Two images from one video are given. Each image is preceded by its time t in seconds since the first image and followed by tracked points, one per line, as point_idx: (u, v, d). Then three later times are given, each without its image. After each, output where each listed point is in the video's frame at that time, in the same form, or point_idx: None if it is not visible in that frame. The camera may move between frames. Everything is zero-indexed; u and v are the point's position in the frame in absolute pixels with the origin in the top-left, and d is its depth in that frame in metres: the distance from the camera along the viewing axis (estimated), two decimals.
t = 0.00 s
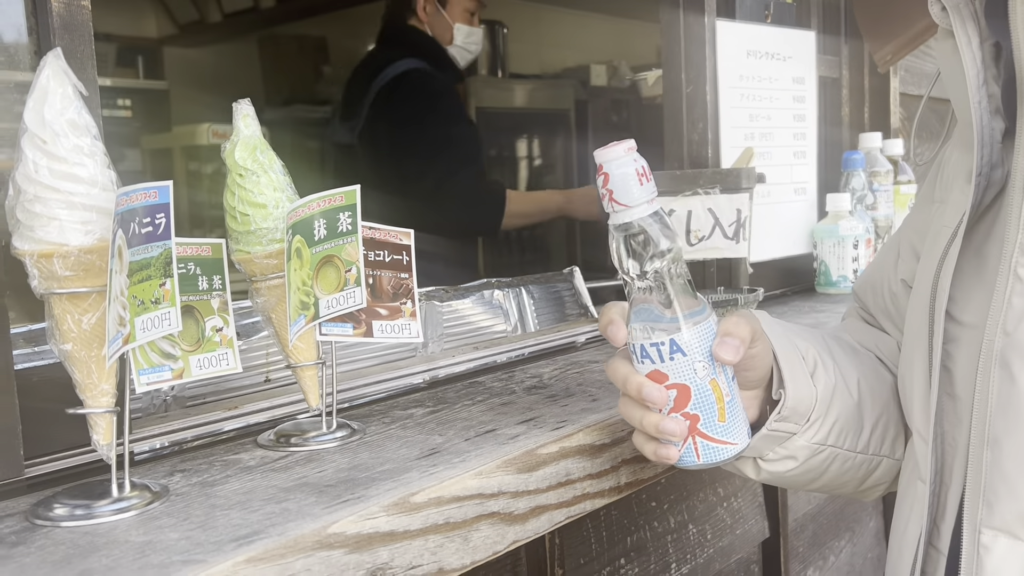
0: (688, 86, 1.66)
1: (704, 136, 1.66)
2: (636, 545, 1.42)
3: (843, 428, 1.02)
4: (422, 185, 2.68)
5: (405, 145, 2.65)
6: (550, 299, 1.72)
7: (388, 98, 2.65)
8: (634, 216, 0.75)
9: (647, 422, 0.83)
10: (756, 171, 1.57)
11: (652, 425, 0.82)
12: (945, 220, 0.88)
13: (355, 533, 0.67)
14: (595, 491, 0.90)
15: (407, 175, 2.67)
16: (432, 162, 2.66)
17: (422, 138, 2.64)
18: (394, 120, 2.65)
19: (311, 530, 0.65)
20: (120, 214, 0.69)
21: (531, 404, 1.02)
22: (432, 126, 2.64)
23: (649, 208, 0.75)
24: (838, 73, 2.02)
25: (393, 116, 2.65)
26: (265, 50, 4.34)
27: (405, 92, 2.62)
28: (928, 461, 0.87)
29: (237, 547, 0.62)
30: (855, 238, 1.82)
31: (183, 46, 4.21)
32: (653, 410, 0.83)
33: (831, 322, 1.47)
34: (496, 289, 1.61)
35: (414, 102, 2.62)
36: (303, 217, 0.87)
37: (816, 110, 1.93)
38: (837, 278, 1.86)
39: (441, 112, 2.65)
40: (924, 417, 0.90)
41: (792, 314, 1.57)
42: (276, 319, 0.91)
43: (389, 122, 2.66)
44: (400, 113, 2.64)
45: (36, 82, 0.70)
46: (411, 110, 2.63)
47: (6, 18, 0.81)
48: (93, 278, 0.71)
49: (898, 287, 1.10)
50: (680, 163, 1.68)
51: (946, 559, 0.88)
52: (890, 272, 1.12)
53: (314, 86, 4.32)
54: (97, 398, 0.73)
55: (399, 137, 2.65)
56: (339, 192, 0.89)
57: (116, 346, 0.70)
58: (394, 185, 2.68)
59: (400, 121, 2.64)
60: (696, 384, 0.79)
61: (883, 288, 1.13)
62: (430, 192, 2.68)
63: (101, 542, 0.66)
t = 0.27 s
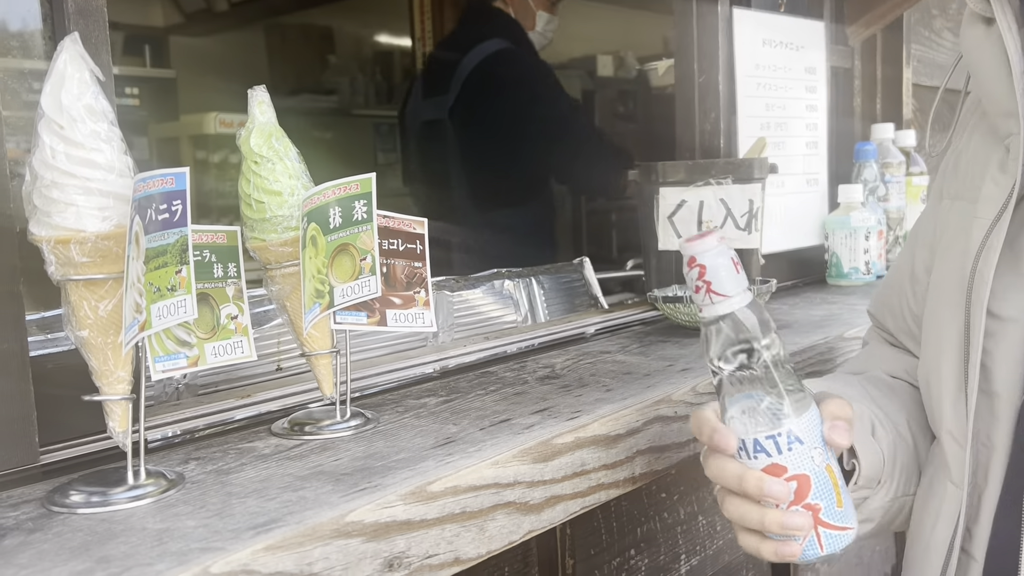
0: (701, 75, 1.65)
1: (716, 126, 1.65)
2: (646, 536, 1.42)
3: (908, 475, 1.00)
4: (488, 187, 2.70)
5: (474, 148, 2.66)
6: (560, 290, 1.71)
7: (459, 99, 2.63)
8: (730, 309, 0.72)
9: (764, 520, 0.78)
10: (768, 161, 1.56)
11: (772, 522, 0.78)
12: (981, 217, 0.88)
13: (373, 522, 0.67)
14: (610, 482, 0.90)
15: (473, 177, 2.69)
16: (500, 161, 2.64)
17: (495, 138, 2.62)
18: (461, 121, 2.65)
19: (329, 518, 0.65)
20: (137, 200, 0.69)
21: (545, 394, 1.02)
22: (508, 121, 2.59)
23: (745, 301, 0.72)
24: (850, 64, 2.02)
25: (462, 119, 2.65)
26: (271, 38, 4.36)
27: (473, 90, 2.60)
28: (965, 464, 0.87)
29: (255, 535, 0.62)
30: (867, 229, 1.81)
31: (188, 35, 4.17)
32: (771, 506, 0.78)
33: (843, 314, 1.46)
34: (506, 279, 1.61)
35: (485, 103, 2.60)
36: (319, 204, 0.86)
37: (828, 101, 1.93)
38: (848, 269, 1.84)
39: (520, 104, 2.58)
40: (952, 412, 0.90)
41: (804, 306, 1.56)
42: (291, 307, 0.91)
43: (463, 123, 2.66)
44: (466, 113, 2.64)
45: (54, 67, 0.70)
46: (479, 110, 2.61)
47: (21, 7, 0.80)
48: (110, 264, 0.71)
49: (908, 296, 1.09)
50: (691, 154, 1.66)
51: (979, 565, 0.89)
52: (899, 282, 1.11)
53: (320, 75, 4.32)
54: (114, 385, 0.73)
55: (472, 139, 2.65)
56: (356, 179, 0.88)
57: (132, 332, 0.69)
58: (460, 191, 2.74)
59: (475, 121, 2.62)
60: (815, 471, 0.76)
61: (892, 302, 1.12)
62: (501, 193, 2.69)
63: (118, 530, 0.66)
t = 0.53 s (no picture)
0: (709, 64, 1.64)
1: (725, 116, 1.63)
2: (651, 527, 1.42)
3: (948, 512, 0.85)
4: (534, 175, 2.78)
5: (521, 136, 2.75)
6: (566, 280, 1.70)
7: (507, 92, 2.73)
8: (990, 522, 0.58)
9: None
10: (777, 151, 1.55)
11: None
12: None
13: (377, 514, 0.66)
14: (616, 474, 0.89)
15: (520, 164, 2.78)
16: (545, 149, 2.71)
17: (543, 130, 2.69)
18: (505, 116, 2.79)
19: (333, 510, 0.64)
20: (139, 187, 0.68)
21: (551, 385, 1.01)
22: (556, 112, 2.68)
23: (1004, 507, 0.58)
24: (859, 53, 2.00)
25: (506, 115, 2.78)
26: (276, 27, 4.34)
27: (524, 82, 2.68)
28: None
29: (258, 526, 0.61)
30: (876, 220, 1.79)
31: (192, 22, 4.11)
32: None
33: (851, 306, 1.45)
34: (512, 269, 1.60)
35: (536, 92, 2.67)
36: (323, 192, 0.85)
37: (836, 90, 1.92)
38: (856, 261, 1.83)
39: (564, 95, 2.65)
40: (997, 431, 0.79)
41: (812, 297, 1.55)
42: (295, 296, 0.90)
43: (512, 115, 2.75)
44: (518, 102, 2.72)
45: (55, 50, 0.68)
46: (531, 101, 2.68)
47: None
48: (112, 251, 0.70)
49: (921, 314, 0.95)
50: (699, 143, 1.65)
51: None
52: (908, 298, 0.97)
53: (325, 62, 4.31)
54: (116, 374, 0.72)
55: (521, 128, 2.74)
56: (360, 167, 0.87)
57: (134, 321, 0.69)
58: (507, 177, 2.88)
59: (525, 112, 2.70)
60: None
61: (900, 323, 0.97)
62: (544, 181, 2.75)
63: (120, 520, 0.65)
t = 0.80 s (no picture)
0: (718, 49, 1.61)
1: (734, 102, 1.61)
2: (656, 517, 1.40)
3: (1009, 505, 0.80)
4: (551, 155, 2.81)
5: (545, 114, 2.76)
6: (572, 268, 1.69)
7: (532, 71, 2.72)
8: None
9: None
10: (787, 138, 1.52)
11: None
12: None
13: (379, 503, 0.65)
14: (623, 464, 0.87)
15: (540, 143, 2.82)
16: (564, 130, 2.73)
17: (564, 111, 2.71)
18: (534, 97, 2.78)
19: (333, 499, 0.62)
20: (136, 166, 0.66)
21: (557, 373, 0.99)
22: (582, 96, 2.66)
23: None
24: (870, 40, 1.97)
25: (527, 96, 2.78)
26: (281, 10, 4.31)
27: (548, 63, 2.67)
28: None
29: (257, 515, 0.60)
30: (886, 209, 1.77)
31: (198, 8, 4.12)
32: None
33: (861, 295, 1.43)
34: (517, 256, 1.58)
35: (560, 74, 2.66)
36: (325, 173, 0.83)
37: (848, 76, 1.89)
38: (866, 250, 1.80)
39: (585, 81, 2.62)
40: None
41: (821, 286, 1.53)
42: (297, 281, 0.88)
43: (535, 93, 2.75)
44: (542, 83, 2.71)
45: (50, 25, 0.67)
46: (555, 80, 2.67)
47: None
48: (108, 233, 0.68)
49: (952, 305, 0.89)
50: (708, 130, 1.62)
51: None
52: (934, 290, 0.91)
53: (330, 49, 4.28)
54: (112, 358, 0.70)
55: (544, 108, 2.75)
56: (363, 148, 0.85)
57: (132, 304, 0.67)
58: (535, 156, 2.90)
59: (548, 92, 2.70)
60: None
61: (925, 316, 0.91)
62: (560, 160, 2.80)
63: (115, 507, 0.63)
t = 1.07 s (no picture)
0: (735, 34, 1.59)
1: (751, 88, 1.58)
2: (672, 508, 1.39)
3: None
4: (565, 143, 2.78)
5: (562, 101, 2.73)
6: (585, 256, 1.67)
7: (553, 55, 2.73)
8: None
9: None
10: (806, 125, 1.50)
11: None
12: None
13: (405, 494, 0.63)
14: (648, 455, 0.85)
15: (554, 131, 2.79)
16: (581, 119, 2.70)
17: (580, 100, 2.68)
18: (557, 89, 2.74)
19: (360, 490, 0.61)
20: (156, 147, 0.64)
21: (578, 362, 0.97)
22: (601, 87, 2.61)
23: None
24: (886, 26, 1.94)
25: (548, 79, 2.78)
26: None
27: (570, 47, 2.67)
28: None
29: (283, 507, 0.58)
30: (902, 198, 1.75)
31: None
32: None
33: (881, 284, 1.41)
34: (531, 243, 1.56)
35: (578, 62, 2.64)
36: (346, 157, 0.81)
37: (865, 62, 1.87)
38: (882, 239, 1.78)
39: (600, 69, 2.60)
40: None
41: (839, 275, 1.51)
42: (316, 267, 0.86)
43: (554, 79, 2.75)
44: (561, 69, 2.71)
45: (68, 2, 0.65)
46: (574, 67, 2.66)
47: None
48: (127, 216, 0.66)
49: None
50: (724, 117, 1.60)
51: None
52: (1011, 293, 0.91)
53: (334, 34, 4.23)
54: (130, 345, 0.69)
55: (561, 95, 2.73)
56: (384, 132, 0.83)
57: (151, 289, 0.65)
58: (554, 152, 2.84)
59: (569, 82, 2.68)
60: None
61: (1002, 317, 0.91)
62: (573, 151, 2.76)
63: (136, 498, 0.62)
